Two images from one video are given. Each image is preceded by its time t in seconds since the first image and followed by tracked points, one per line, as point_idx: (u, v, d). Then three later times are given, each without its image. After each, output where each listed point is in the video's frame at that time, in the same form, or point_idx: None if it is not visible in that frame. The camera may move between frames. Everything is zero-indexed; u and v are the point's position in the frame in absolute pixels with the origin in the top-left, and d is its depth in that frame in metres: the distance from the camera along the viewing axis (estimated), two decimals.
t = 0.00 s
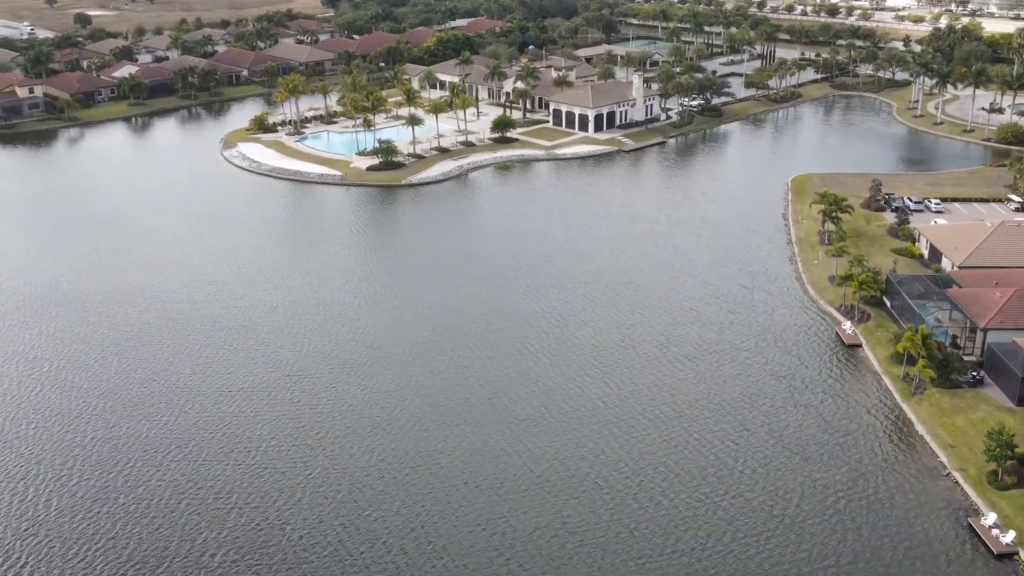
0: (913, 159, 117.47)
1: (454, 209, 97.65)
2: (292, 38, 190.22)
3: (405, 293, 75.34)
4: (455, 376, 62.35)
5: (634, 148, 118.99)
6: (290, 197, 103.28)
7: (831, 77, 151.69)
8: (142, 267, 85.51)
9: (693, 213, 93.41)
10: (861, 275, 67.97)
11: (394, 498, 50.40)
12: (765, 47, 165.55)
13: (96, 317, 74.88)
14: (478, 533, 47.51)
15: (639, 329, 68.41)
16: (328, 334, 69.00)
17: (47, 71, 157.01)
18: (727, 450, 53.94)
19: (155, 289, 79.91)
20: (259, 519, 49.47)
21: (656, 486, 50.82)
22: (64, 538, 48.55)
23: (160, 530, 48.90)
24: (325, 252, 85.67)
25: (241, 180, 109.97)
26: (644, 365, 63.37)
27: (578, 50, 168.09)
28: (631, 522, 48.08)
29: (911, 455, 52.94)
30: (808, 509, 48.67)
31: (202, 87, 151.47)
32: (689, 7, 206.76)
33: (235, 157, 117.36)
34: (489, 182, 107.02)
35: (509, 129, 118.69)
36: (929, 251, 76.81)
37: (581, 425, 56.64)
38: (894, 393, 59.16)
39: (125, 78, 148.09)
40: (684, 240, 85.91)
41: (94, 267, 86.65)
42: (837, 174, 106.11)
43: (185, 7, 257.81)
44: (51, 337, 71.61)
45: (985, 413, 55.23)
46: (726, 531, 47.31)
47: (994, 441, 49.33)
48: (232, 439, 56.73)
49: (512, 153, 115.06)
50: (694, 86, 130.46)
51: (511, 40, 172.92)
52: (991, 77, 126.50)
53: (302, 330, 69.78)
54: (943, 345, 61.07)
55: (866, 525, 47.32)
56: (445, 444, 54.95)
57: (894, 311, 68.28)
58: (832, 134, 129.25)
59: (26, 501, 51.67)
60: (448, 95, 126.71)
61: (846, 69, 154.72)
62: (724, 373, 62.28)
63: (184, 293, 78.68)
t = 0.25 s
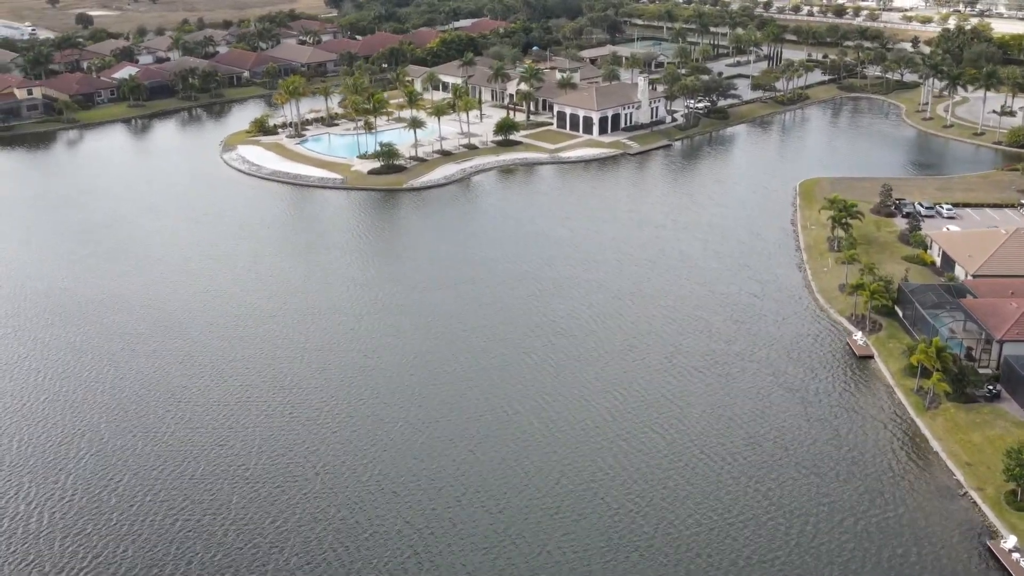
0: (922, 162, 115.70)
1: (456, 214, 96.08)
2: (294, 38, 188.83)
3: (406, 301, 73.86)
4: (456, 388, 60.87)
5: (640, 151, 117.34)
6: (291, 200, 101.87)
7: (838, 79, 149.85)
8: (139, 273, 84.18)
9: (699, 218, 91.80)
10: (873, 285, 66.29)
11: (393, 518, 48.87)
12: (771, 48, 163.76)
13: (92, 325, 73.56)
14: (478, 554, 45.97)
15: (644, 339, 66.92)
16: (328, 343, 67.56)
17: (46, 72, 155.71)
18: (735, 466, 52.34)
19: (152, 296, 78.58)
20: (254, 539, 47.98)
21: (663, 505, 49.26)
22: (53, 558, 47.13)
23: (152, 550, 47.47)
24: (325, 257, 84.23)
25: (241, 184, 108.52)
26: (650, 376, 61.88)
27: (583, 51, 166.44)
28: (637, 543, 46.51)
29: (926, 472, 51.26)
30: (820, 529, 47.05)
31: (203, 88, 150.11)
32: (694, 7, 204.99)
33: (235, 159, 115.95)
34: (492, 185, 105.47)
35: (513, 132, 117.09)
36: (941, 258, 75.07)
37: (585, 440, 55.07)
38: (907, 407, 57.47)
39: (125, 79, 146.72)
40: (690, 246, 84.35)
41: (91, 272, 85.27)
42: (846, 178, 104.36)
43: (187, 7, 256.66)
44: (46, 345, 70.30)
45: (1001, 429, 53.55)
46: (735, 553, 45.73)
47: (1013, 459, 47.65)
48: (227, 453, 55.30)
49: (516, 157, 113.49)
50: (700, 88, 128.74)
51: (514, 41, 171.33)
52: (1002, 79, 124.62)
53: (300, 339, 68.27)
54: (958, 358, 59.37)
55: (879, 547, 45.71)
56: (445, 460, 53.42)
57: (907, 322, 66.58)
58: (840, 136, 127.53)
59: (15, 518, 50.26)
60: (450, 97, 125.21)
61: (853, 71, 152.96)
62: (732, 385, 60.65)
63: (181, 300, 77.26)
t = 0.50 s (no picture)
0: (929, 165, 114.20)
1: (456, 218, 94.77)
2: (294, 39, 187.62)
3: (405, 308, 72.55)
4: (456, 399, 59.56)
5: (643, 154, 115.91)
6: (289, 204, 100.54)
7: (843, 80, 148.41)
8: (135, 278, 82.99)
9: (704, 223, 90.40)
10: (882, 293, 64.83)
11: (391, 536, 47.57)
12: (775, 49, 162.35)
13: (87, 331, 72.37)
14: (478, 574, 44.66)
15: (648, 348, 65.60)
16: (325, 352, 66.30)
17: (44, 72, 154.61)
18: (741, 481, 50.95)
19: (148, 301, 77.41)
20: (247, 557, 46.72)
21: (666, 522, 47.93)
22: None
23: (143, 569, 46.25)
24: (323, 263, 82.90)
25: (239, 187, 107.21)
26: (654, 386, 60.54)
27: (585, 52, 165.10)
28: (640, 563, 45.21)
29: (938, 489, 49.82)
30: (829, 548, 45.69)
31: (202, 89, 148.93)
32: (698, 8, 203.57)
33: (234, 162, 114.63)
34: (492, 189, 104.09)
35: (514, 134, 115.68)
36: (951, 265, 73.58)
37: (587, 454, 53.71)
38: (918, 419, 56.04)
39: (123, 81, 145.51)
40: (694, 252, 82.98)
41: (86, 277, 84.09)
42: (852, 181, 102.84)
43: (188, 7, 255.74)
44: (40, 353, 69.12)
45: (1016, 443, 52.09)
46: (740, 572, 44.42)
47: None
48: (222, 466, 54.05)
49: (517, 160, 112.08)
50: (703, 90, 127.36)
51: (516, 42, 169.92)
52: (1010, 81, 123.08)
53: (297, 349, 67.00)
54: (970, 369, 57.90)
55: (891, 568, 44.31)
56: (444, 475, 52.10)
57: (916, 331, 65.10)
58: (845, 139, 126.07)
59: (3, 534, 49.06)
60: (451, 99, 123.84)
61: (859, 72, 151.48)
62: (737, 396, 59.26)
63: (177, 306, 76.04)
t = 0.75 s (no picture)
0: (935, 168, 112.52)
1: (456, 223, 93.14)
2: (293, 40, 186.06)
3: (402, 317, 70.92)
4: (454, 413, 57.96)
5: (645, 157, 114.26)
6: (286, 208, 98.88)
7: (847, 82, 146.79)
8: (128, 285, 81.40)
9: (707, 228, 88.73)
10: (891, 303, 63.16)
11: (387, 558, 46.02)
12: (779, 50, 160.72)
13: (77, 341, 70.80)
14: None
15: (651, 359, 63.97)
16: (320, 363, 64.70)
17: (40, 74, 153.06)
18: (748, 500, 49.33)
19: (141, 310, 75.83)
20: None
21: (672, 543, 46.36)
22: None
23: None
24: (319, 270, 81.30)
25: (235, 190, 105.60)
26: (658, 399, 58.95)
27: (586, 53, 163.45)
28: None
29: (952, 508, 48.18)
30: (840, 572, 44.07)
31: (199, 91, 147.36)
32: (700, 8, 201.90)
33: (230, 165, 113.00)
34: (492, 193, 102.46)
35: (514, 137, 114.02)
36: (961, 273, 71.93)
37: (590, 471, 52.11)
38: (930, 434, 54.39)
39: (119, 82, 143.92)
40: (698, 259, 81.36)
41: (79, 284, 82.51)
42: (858, 185, 101.18)
43: (187, 8, 254.29)
44: (29, 364, 67.54)
45: None
46: None
47: None
48: (212, 484, 52.43)
49: (518, 163, 110.42)
50: (706, 92, 125.70)
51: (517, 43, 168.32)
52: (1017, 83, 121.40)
53: (291, 360, 65.40)
54: (983, 382, 56.24)
55: None
56: (442, 494, 50.49)
57: (926, 341, 63.46)
58: (850, 141, 124.42)
59: None
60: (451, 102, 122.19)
61: (863, 74, 149.79)
62: (743, 409, 57.64)
63: (171, 314, 74.45)
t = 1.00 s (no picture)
0: (940, 171, 111.09)
1: (454, 227, 91.72)
2: (291, 40, 184.60)
3: (399, 326, 69.48)
4: (451, 426, 56.56)
5: (646, 160, 112.82)
6: (282, 212, 97.44)
7: (850, 83, 145.37)
8: (120, 291, 79.94)
9: (710, 233, 87.29)
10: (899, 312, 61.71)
11: None
12: (781, 51, 159.28)
13: (67, 350, 69.32)
14: None
15: (654, 369, 62.51)
16: (315, 374, 63.29)
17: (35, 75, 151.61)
18: (754, 517, 47.93)
19: (132, 318, 74.31)
20: None
21: (676, 563, 44.99)
22: None
23: None
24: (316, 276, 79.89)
25: (230, 194, 104.15)
26: (661, 412, 57.53)
27: (586, 53, 162.03)
28: None
29: (964, 526, 46.76)
30: None
31: (195, 92, 145.91)
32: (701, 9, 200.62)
33: (225, 168, 111.49)
34: (491, 196, 101.02)
35: (514, 140, 112.58)
36: (968, 280, 70.49)
37: (591, 487, 50.71)
38: (939, 448, 52.97)
39: (114, 83, 142.46)
40: (701, 265, 79.98)
41: (71, 290, 81.11)
42: (862, 189, 99.73)
43: (185, 8, 252.92)
44: (19, 373, 66.18)
45: None
46: None
47: None
48: (202, 501, 50.90)
49: (517, 166, 108.97)
50: (708, 94, 124.23)
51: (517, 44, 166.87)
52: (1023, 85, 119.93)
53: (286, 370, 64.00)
54: (994, 394, 54.81)
55: None
56: (439, 511, 49.09)
57: (935, 351, 62.02)
58: (854, 143, 123.11)
59: None
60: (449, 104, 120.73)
61: (866, 75, 148.41)
62: (748, 422, 56.19)
63: (163, 322, 73.05)
